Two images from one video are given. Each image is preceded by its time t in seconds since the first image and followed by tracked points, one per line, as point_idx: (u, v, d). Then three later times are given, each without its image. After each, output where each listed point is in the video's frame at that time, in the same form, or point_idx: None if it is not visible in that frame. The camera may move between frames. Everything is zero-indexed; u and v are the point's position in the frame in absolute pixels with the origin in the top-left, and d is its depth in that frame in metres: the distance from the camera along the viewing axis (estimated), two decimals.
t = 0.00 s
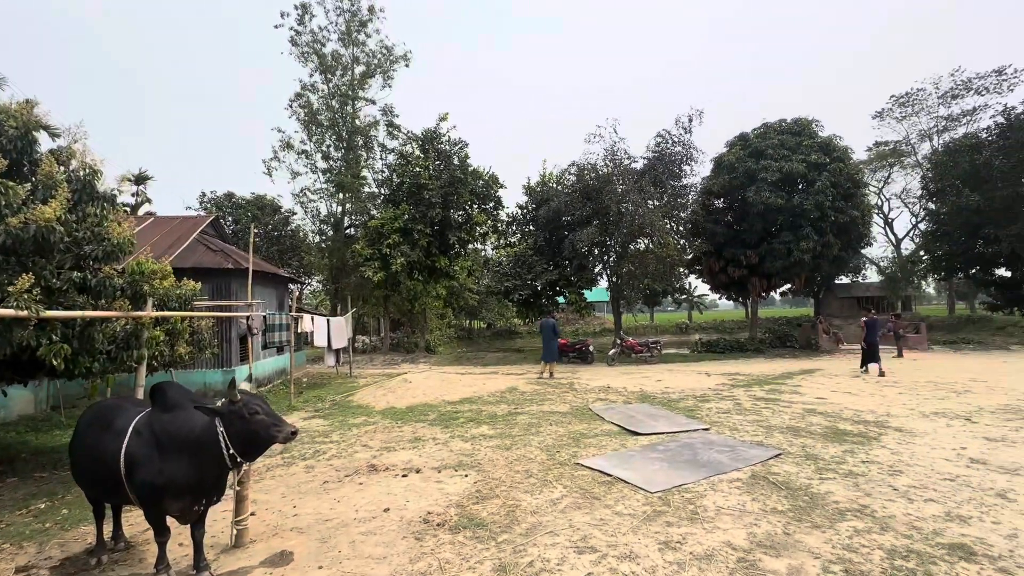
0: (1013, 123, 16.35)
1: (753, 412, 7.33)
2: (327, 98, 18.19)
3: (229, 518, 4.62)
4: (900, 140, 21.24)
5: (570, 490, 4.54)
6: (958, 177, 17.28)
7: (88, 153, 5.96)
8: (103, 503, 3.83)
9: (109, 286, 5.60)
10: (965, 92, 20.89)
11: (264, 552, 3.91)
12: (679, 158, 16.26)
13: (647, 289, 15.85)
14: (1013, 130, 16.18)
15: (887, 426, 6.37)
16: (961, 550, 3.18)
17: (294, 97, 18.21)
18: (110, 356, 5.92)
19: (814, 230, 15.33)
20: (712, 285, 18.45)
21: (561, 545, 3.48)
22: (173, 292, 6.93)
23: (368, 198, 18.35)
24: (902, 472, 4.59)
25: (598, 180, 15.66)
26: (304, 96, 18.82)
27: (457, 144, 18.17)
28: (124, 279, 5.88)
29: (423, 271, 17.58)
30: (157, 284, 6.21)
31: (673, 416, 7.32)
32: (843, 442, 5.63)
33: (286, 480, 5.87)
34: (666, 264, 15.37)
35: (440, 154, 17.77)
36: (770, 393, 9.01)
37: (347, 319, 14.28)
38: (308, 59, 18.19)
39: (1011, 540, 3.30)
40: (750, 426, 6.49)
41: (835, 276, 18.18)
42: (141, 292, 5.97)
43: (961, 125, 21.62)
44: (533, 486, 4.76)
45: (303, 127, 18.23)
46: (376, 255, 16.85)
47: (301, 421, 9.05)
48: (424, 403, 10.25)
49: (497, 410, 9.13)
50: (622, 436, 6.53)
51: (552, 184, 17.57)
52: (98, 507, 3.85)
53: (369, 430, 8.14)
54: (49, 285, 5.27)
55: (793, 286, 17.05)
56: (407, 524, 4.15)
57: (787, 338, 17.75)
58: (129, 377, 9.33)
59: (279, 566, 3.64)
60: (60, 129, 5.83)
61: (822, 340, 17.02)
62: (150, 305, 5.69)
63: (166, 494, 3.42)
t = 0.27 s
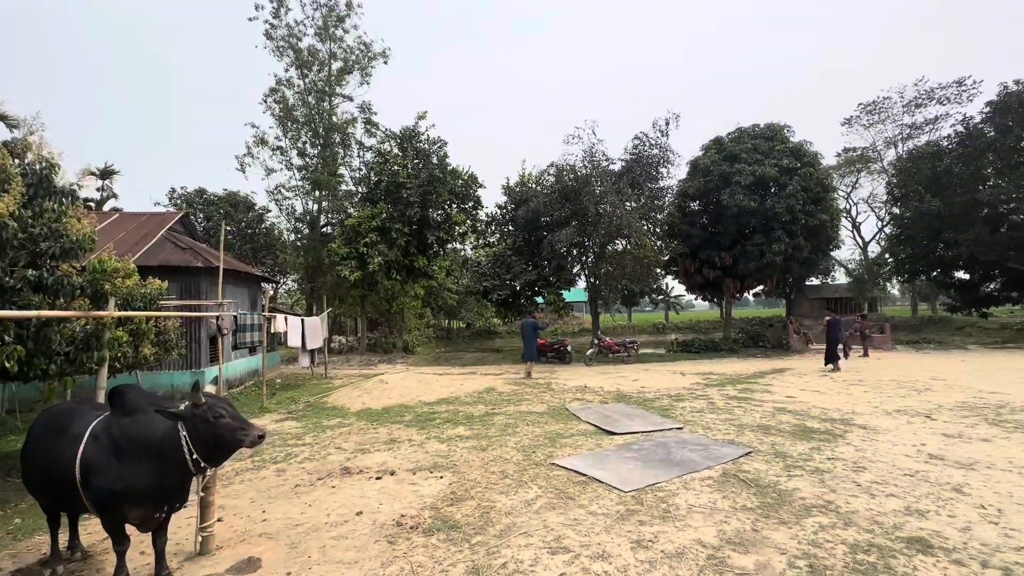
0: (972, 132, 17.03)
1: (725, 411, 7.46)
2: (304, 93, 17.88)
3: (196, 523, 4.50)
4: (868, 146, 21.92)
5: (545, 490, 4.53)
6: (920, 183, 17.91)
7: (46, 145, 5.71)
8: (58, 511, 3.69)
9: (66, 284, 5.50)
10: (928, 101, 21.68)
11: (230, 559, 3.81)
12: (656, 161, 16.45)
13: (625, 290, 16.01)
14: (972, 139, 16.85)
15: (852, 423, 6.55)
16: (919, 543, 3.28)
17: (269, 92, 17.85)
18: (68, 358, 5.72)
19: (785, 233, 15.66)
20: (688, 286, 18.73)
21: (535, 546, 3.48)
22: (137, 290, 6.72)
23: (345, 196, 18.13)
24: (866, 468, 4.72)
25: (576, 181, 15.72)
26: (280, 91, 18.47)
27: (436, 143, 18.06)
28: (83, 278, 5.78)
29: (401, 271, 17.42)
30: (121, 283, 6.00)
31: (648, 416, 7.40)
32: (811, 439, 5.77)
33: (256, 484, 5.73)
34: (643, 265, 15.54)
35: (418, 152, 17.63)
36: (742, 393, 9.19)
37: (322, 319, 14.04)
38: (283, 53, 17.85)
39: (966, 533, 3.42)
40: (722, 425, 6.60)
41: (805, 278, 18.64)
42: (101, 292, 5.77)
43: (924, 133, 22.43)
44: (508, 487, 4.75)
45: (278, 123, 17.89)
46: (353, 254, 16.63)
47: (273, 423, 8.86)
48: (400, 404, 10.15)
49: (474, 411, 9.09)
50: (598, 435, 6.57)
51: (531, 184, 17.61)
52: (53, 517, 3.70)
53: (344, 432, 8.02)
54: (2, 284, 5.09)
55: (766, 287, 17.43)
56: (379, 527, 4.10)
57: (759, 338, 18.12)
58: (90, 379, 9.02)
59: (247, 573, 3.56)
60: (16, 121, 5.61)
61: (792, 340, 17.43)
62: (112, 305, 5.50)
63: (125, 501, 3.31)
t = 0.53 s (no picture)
0: (948, 136, 17.43)
1: (708, 409, 7.53)
2: (288, 89, 17.66)
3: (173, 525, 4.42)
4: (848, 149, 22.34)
5: (529, 489, 4.53)
6: (898, 186, 18.29)
7: (15, 137, 5.56)
8: (26, 515, 3.59)
9: (37, 282, 5.35)
10: (907, 105, 22.15)
11: (207, 561, 3.75)
12: (642, 161, 16.54)
13: (610, 289, 16.10)
14: (948, 143, 17.25)
15: (831, 421, 6.66)
16: (892, 539, 3.35)
17: (252, 87, 17.60)
18: (40, 357, 5.57)
19: (767, 233, 15.85)
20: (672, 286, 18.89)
21: (517, 545, 3.47)
22: (112, 287, 6.59)
23: (330, 193, 17.97)
24: (843, 466, 4.80)
25: (563, 180, 15.72)
26: (263, 85, 18.22)
27: (422, 141, 17.96)
28: (56, 274, 5.67)
29: (387, 269, 17.30)
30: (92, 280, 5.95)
31: (632, 414, 7.44)
32: (790, 437, 5.85)
33: (236, 485, 5.65)
34: (629, 265, 15.63)
35: (404, 150, 17.52)
36: (724, 391, 9.29)
37: (306, 318, 13.88)
38: (267, 47, 17.60)
39: (938, 528, 3.49)
40: (705, 423, 6.67)
41: (787, 278, 18.92)
42: (73, 289, 5.69)
43: (903, 137, 22.91)
44: (492, 486, 4.74)
45: (261, 118, 17.65)
46: (338, 251, 16.49)
47: (254, 423, 8.74)
48: (385, 403, 10.08)
49: (459, 410, 9.07)
50: (583, 434, 6.59)
51: (518, 183, 17.62)
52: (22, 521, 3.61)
53: (327, 432, 7.93)
54: None
55: (748, 287, 17.65)
56: (361, 527, 4.06)
57: (742, 337, 18.34)
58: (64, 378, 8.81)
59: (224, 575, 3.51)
60: None
61: (774, 339, 17.67)
62: (85, 302, 5.39)
63: (95, 505, 3.24)
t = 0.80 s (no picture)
0: (941, 137, 17.55)
1: (701, 407, 7.57)
2: (283, 84, 17.55)
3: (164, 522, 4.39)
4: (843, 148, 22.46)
5: (521, 487, 4.54)
6: (892, 186, 18.42)
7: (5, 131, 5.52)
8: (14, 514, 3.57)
9: (26, 278, 5.24)
10: (901, 105, 22.28)
11: (198, 559, 3.74)
12: (638, 160, 16.53)
13: (606, 287, 16.13)
14: (941, 144, 17.38)
15: (823, 420, 6.70)
16: (881, 536, 3.37)
17: (247, 82, 17.49)
18: (30, 354, 5.54)
19: (762, 232, 15.92)
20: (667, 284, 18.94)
21: (510, 543, 3.48)
22: (104, 283, 6.54)
23: (325, 189, 17.91)
24: (834, 464, 4.83)
25: (559, 178, 15.71)
26: (258, 80, 18.11)
27: (418, 138, 17.91)
28: (46, 271, 5.67)
29: (382, 266, 17.27)
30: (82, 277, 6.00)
31: (625, 412, 7.46)
32: (782, 435, 5.88)
33: (229, 483, 5.62)
34: (625, 263, 15.67)
35: (400, 146, 17.48)
36: (718, 389, 9.33)
37: (301, 315, 13.82)
38: (262, 42, 17.49)
39: (926, 526, 3.52)
40: (698, 421, 6.69)
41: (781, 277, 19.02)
42: (64, 286, 5.71)
43: (896, 137, 23.06)
44: (485, 484, 4.74)
45: (256, 113, 17.55)
46: (333, 248, 16.43)
47: (248, 420, 8.70)
48: (379, 400, 10.06)
49: (453, 407, 9.06)
50: (576, 431, 6.60)
51: (514, 180, 17.61)
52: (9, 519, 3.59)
53: (320, 429, 7.90)
54: None
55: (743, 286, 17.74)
56: (354, 525, 4.05)
57: (736, 335, 18.42)
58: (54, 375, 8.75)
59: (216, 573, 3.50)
60: None
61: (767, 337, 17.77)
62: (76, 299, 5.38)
63: (83, 503, 3.22)
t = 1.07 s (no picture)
0: (950, 134, 17.41)
1: (704, 406, 7.55)
2: (288, 80, 17.57)
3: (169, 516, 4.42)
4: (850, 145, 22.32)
5: (523, 484, 4.54)
6: (899, 183, 18.30)
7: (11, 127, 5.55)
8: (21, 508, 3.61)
9: (32, 274, 5.28)
10: (909, 102, 22.11)
11: (202, 554, 3.77)
12: (643, 156, 16.49)
13: (610, 284, 16.11)
14: (950, 141, 17.24)
15: (827, 418, 6.68)
16: (884, 536, 3.36)
17: (252, 78, 17.53)
18: (37, 349, 5.59)
19: (767, 230, 15.86)
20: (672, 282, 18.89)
21: (510, 540, 3.48)
22: (110, 279, 6.58)
23: (330, 185, 17.94)
24: (837, 463, 4.81)
25: (563, 175, 15.68)
26: (263, 77, 18.14)
27: (422, 134, 17.90)
28: (51, 266, 5.69)
29: (386, 263, 17.28)
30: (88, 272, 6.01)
31: (628, 410, 7.46)
32: (785, 434, 5.86)
33: (233, 478, 5.64)
34: (630, 261, 15.65)
35: (404, 143, 17.48)
36: (721, 387, 9.31)
37: (305, 311, 13.85)
38: (267, 38, 17.50)
39: (930, 526, 3.50)
40: (701, 420, 6.68)
41: (787, 274, 18.93)
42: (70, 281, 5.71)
43: (905, 134, 22.89)
44: (487, 481, 4.75)
45: (261, 110, 17.58)
46: (337, 245, 16.46)
47: (252, 415, 8.74)
48: (382, 397, 10.09)
49: (456, 404, 9.08)
50: (579, 429, 6.60)
51: (518, 177, 17.59)
52: (16, 514, 3.63)
53: (323, 425, 7.92)
54: None
55: (748, 284, 17.67)
56: (356, 521, 4.06)
57: (740, 333, 18.37)
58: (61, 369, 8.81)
59: (218, 568, 3.52)
60: None
61: (772, 336, 17.70)
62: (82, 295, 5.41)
63: (86, 498, 3.25)
